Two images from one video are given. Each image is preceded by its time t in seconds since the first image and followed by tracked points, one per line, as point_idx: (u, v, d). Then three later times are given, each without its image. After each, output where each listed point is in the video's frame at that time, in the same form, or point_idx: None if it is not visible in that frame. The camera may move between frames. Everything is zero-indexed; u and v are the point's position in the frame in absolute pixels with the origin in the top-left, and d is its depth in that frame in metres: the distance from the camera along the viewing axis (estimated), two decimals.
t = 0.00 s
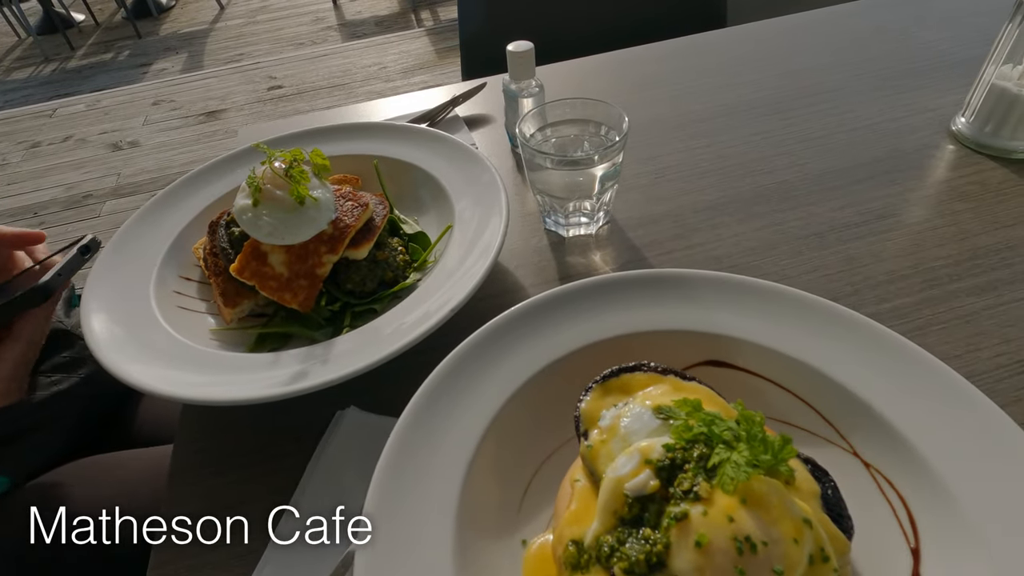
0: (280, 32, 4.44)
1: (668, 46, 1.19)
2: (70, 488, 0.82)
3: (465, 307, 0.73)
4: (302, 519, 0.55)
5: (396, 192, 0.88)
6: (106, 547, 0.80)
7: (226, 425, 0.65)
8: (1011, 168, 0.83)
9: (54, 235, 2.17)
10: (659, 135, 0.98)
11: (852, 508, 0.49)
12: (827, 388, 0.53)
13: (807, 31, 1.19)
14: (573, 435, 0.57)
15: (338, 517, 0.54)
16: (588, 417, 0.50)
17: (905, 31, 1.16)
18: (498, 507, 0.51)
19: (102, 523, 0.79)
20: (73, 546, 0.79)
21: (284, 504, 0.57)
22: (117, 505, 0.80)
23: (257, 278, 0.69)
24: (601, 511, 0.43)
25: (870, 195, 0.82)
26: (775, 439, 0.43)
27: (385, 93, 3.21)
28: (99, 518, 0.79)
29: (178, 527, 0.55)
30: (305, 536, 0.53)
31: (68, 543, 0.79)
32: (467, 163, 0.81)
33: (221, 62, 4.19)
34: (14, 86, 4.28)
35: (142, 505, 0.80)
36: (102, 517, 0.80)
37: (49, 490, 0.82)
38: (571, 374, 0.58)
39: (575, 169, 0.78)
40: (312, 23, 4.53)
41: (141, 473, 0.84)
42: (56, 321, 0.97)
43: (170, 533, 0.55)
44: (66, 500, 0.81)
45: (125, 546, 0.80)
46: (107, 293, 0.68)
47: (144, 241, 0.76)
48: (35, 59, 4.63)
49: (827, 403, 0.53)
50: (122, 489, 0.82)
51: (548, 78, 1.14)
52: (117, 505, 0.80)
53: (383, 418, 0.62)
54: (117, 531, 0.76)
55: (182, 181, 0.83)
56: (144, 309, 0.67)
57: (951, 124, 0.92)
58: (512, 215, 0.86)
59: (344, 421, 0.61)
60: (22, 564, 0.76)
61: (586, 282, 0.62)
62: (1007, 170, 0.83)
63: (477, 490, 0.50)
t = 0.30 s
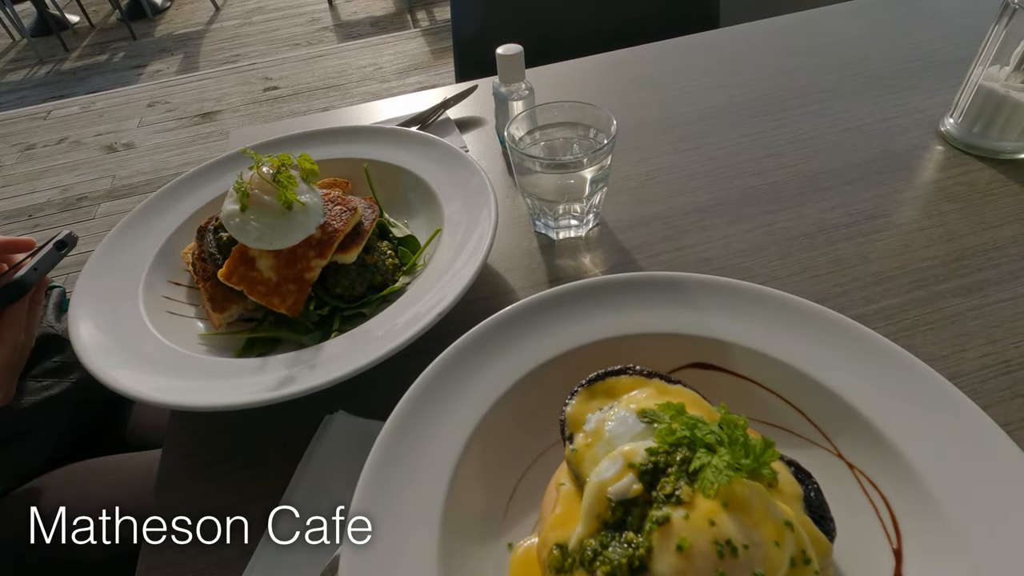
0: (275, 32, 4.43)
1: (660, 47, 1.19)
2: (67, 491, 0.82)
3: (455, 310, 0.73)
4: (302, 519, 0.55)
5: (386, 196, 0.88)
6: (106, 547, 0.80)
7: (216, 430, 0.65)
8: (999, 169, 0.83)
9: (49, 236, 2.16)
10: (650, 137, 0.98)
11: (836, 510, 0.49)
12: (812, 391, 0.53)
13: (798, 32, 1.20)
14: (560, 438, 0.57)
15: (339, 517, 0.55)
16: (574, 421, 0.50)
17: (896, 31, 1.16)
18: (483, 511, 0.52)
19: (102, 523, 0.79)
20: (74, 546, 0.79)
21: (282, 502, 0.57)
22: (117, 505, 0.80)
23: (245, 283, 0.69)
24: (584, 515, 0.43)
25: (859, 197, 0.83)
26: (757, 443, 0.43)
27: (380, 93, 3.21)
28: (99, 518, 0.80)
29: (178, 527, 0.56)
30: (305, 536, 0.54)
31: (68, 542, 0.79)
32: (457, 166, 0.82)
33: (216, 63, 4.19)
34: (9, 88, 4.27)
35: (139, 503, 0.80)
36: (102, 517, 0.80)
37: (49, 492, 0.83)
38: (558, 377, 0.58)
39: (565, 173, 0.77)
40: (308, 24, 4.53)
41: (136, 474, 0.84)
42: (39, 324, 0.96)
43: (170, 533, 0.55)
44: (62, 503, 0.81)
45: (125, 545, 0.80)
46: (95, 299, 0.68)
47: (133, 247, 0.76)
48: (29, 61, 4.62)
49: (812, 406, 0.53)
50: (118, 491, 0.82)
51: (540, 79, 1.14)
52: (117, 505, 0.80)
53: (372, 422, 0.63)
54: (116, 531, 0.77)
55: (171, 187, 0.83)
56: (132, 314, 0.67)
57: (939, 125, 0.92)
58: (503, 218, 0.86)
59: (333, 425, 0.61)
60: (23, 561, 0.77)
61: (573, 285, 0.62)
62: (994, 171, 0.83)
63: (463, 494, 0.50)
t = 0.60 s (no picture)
0: (271, 33, 4.43)
1: (654, 49, 1.20)
2: (65, 493, 0.83)
3: (447, 312, 0.74)
4: (302, 519, 0.56)
5: (379, 199, 0.88)
6: (106, 546, 0.81)
7: (211, 433, 0.65)
8: (989, 170, 0.84)
9: (46, 237, 2.16)
10: (643, 139, 0.99)
11: (824, 511, 0.50)
12: (800, 393, 0.53)
13: (792, 33, 1.20)
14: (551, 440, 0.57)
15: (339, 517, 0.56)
16: (563, 424, 0.50)
17: (888, 33, 1.17)
18: (474, 514, 0.52)
19: (102, 523, 0.79)
20: (73, 545, 0.80)
21: (281, 501, 0.57)
22: (117, 504, 0.81)
23: (237, 288, 0.69)
24: (573, 519, 0.43)
25: (850, 198, 0.83)
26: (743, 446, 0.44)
27: (377, 93, 3.21)
28: (100, 518, 0.80)
29: (178, 527, 0.56)
30: (305, 536, 0.54)
31: (67, 542, 0.80)
32: (449, 169, 0.82)
33: (213, 63, 4.18)
34: (5, 88, 4.26)
35: (136, 504, 0.81)
36: (102, 516, 0.80)
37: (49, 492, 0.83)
38: (549, 380, 0.58)
39: (557, 176, 0.78)
40: (305, 24, 4.52)
41: (133, 475, 0.85)
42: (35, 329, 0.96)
43: (170, 533, 0.56)
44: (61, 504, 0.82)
45: (125, 545, 0.82)
46: (88, 304, 0.68)
47: (126, 252, 0.76)
48: (26, 61, 4.61)
49: (801, 408, 0.54)
50: (115, 492, 0.83)
51: (534, 81, 1.15)
52: (117, 505, 0.81)
53: (366, 425, 0.63)
54: (116, 531, 0.77)
55: (164, 192, 0.83)
56: (125, 319, 0.67)
57: (930, 126, 0.93)
58: (496, 221, 0.86)
59: (325, 428, 0.62)
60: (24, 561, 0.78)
61: (564, 288, 0.62)
62: (984, 172, 0.84)
63: (454, 497, 0.51)
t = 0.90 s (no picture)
0: (267, 32, 4.43)
1: (649, 47, 1.20)
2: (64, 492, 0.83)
3: (443, 307, 0.74)
4: (302, 519, 0.56)
5: (375, 196, 0.88)
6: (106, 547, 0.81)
7: (210, 428, 0.65)
8: (979, 165, 0.85)
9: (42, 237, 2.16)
10: (637, 136, 0.99)
11: (815, 500, 0.50)
12: (792, 384, 0.54)
13: (786, 31, 1.21)
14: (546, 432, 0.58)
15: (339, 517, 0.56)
16: (558, 415, 0.51)
17: (881, 30, 1.17)
18: (470, 504, 0.53)
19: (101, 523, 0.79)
20: (74, 545, 0.80)
21: (280, 501, 0.57)
22: (117, 505, 0.80)
23: (234, 283, 0.69)
24: (568, 507, 0.44)
25: (842, 194, 0.84)
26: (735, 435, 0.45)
27: (374, 93, 3.21)
28: (99, 517, 0.80)
29: (178, 527, 0.56)
30: (305, 536, 0.54)
31: (67, 542, 0.80)
32: (445, 165, 0.83)
33: (208, 64, 4.18)
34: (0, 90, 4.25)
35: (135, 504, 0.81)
36: (102, 517, 0.80)
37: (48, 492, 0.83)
38: (544, 373, 0.59)
39: (552, 172, 0.78)
40: (301, 24, 4.52)
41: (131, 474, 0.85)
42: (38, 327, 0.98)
43: (170, 533, 0.56)
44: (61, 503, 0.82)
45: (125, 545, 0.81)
46: (85, 300, 0.68)
47: (122, 248, 0.76)
48: (20, 62, 4.60)
49: (793, 399, 0.54)
50: (114, 492, 0.83)
51: (529, 79, 1.15)
52: (117, 505, 0.81)
53: (363, 418, 0.63)
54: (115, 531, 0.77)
55: (160, 189, 0.83)
56: (123, 315, 0.68)
57: (922, 122, 0.93)
58: (492, 217, 0.87)
59: (323, 422, 0.62)
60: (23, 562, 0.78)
61: (559, 283, 0.63)
62: (974, 167, 0.85)
63: (450, 488, 0.51)
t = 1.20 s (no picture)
0: (265, 33, 4.43)
1: (647, 43, 1.21)
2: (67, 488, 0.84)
3: (447, 298, 0.75)
4: (303, 519, 0.55)
5: (378, 189, 0.89)
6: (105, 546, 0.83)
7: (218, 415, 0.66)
8: (974, 157, 0.86)
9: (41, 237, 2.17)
10: (636, 130, 1.00)
11: (812, 481, 0.51)
12: (790, 368, 0.55)
13: (783, 27, 1.22)
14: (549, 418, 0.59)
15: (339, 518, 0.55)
16: (561, 399, 0.52)
17: (877, 25, 1.19)
18: (475, 488, 0.54)
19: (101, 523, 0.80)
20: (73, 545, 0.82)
21: (281, 500, 0.57)
22: (117, 505, 0.82)
23: (241, 274, 0.70)
24: (572, 486, 0.45)
25: (839, 185, 0.85)
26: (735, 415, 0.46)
27: (372, 92, 3.22)
28: (100, 518, 0.81)
29: (178, 527, 0.56)
30: (305, 536, 0.54)
31: (67, 541, 0.81)
32: (447, 157, 0.84)
33: (206, 64, 4.18)
34: None
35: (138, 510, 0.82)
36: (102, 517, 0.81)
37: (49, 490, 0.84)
38: (547, 360, 0.60)
39: (554, 163, 0.80)
40: (298, 24, 4.53)
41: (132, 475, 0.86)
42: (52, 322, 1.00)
43: (170, 533, 0.56)
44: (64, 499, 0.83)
45: (124, 545, 0.85)
46: (95, 290, 0.69)
47: (130, 240, 0.77)
48: (17, 64, 4.60)
49: (793, 384, 0.55)
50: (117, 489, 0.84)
51: (529, 74, 1.16)
52: (117, 505, 0.82)
53: (368, 406, 0.64)
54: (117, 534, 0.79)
55: (166, 182, 0.84)
56: (131, 305, 0.69)
57: (918, 115, 0.95)
58: (494, 210, 0.88)
59: (329, 410, 0.63)
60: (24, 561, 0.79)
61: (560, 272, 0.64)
62: (969, 159, 0.86)
63: (456, 471, 0.52)
